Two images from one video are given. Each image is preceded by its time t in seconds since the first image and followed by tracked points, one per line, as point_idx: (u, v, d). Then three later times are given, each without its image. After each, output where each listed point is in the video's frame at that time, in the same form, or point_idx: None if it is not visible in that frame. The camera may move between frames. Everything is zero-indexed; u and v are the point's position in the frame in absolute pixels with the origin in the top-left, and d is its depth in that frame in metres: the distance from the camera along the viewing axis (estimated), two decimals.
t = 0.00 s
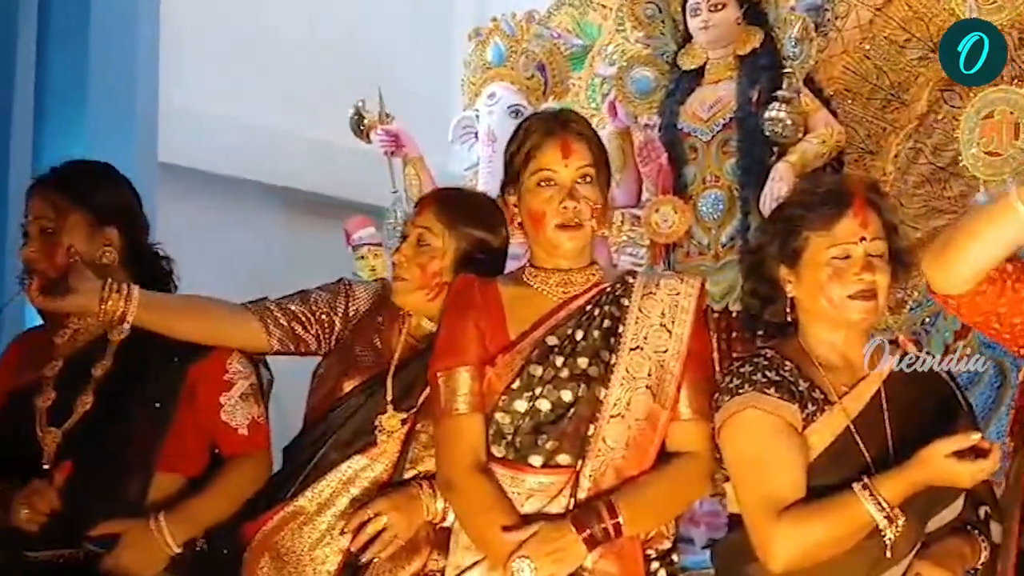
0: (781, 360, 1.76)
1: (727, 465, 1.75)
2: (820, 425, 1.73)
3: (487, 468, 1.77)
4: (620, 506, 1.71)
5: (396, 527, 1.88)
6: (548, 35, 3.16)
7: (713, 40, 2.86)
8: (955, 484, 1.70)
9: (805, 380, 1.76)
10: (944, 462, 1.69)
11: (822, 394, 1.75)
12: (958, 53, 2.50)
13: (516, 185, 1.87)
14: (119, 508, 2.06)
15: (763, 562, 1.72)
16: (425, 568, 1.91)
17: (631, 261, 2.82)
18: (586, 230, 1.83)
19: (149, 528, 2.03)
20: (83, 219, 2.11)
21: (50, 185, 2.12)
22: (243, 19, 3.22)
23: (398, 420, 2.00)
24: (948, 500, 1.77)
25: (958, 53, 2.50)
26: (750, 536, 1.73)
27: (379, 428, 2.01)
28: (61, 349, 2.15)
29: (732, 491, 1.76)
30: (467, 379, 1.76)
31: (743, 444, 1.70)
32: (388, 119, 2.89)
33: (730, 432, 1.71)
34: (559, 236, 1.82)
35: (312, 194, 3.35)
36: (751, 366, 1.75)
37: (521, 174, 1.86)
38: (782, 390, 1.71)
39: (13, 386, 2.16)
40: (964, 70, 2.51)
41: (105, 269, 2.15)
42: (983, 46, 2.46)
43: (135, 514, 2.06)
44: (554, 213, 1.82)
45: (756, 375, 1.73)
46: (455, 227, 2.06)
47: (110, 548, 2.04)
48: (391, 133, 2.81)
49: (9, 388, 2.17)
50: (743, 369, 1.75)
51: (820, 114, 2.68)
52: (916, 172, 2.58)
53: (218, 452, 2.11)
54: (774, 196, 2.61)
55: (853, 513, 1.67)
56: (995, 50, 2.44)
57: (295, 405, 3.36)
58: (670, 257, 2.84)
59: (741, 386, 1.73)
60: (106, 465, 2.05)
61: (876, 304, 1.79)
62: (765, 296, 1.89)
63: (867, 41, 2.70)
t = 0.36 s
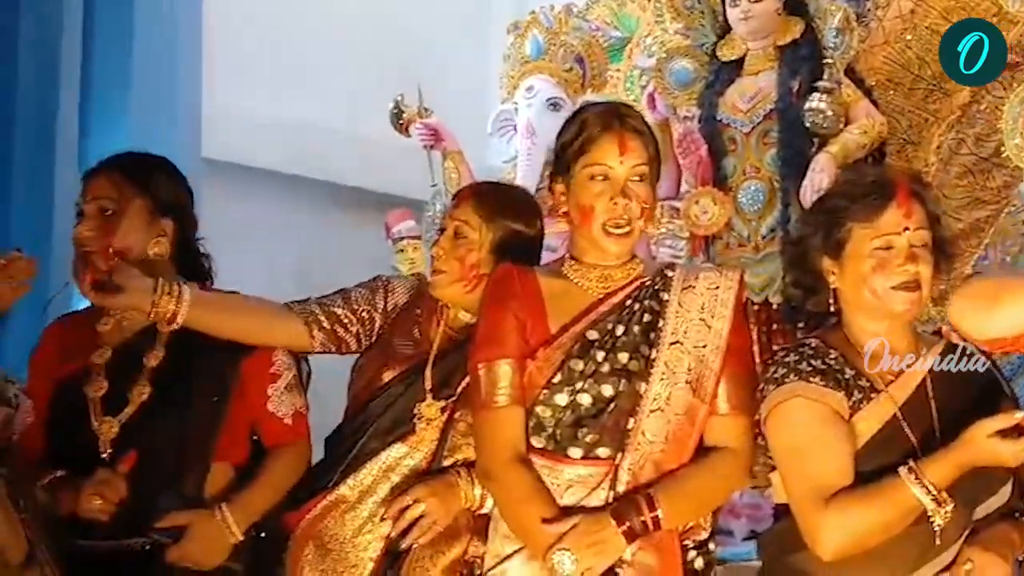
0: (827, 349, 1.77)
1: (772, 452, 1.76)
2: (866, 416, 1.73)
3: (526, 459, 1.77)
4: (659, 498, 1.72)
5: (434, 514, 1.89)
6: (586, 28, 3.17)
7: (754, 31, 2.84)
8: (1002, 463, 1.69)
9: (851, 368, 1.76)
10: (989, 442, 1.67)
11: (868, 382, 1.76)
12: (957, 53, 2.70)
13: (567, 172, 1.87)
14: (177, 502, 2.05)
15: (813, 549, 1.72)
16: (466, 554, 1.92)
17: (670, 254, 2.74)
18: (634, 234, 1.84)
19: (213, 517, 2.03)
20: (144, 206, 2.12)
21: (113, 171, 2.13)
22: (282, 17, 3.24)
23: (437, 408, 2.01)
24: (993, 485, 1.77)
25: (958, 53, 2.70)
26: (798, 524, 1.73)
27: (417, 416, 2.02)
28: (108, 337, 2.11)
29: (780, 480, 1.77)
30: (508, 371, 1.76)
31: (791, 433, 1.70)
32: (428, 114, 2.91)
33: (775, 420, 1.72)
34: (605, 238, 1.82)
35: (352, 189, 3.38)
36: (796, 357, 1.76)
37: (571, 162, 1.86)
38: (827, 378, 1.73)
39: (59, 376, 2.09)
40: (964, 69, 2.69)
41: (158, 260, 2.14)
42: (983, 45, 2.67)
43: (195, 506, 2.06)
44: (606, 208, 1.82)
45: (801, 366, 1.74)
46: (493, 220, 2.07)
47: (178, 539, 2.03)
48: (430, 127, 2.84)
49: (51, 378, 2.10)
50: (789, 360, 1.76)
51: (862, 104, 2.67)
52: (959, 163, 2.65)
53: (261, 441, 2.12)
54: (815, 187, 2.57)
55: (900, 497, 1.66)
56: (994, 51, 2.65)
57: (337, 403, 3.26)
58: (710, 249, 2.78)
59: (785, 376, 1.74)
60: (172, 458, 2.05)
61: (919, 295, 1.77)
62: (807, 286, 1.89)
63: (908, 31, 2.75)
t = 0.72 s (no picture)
0: (862, 347, 1.77)
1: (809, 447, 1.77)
2: (902, 410, 1.73)
3: (551, 449, 1.78)
4: (681, 491, 1.72)
5: (463, 503, 1.90)
6: (614, 20, 3.17)
7: (783, 23, 2.83)
8: None
9: (884, 361, 1.76)
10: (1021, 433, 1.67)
11: (903, 376, 1.75)
12: (958, 53, 2.77)
13: (593, 162, 1.87)
14: (221, 489, 2.06)
15: (851, 544, 1.72)
16: (498, 540, 1.91)
17: (696, 247, 2.71)
18: (664, 206, 1.85)
19: (256, 503, 2.06)
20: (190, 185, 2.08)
21: (168, 163, 2.08)
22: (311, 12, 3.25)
23: (464, 394, 2.02)
24: None
25: (958, 52, 2.77)
26: (836, 519, 1.74)
27: (447, 404, 2.04)
28: (143, 326, 2.09)
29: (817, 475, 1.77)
30: (534, 362, 1.77)
31: (824, 430, 1.72)
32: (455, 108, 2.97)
33: (810, 418, 1.74)
34: (637, 212, 1.83)
35: (386, 183, 3.37)
36: (829, 353, 1.77)
37: (598, 147, 1.86)
38: (861, 374, 1.74)
39: (88, 366, 2.08)
40: (963, 69, 2.76)
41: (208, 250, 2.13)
42: (983, 46, 2.76)
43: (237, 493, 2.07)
44: (634, 177, 1.83)
45: (833, 362, 1.75)
46: (522, 211, 2.08)
47: (221, 523, 2.04)
48: (457, 119, 2.86)
49: (82, 369, 2.09)
50: (824, 356, 1.77)
51: (890, 97, 2.67)
52: (987, 157, 2.69)
53: (288, 433, 2.14)
54: (843, 180, 2.56)
55: (934, 491, 1.66)
56: (994, 52, 2.73)
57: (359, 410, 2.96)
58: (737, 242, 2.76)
59: (818, 374, 1.75)
60: (214, 446, 2.06)
61: (951, 291, 1.77)
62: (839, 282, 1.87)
63: (937, 23, 2.76)
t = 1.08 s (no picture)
0: (904, 347, 1.75)
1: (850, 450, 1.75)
2: (946, 412, 1.70)
3: (579, 448, 1.78)
4: (709, 487, 1.72)
5: (501, 507, 1.88)
6: (635, 22, 3.20)
7: (806, 25, 2.83)
8: None
9: (928, 363, 1.73)
10: None
11: (946, 378, 1.72)
12: (958, 53, 2.79)
13: (614, 170, 1.88)
14: (257, 491, 2.02)
15: (894, 548, 1.70)
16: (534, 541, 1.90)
17: (716, 248, 2.73)
18: (688, 199, 1.84)
19: (297, 507, 2.04)
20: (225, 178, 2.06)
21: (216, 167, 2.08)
22: (330, 13, 3.27)
23: (499, 391, 2.00)
24: None
25: (958, 52, 2.79)
26: (880, 525, 1.71)
27: (481, 401, 2.01)
28: (184, 326, 2.07)
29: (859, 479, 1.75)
30: (562, 362, 1.79)
31: (865, 434, 1.70)
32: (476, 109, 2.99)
33: (851, 421, 1.72)
34: (661, 206, 1.82)
35: (404, 183, 3.40)
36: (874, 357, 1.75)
37: (619, 153, 1.88)
38: (905, 377, 1.71)
39: (126, 365, 2.06)
40: (964, 69, 2.78)
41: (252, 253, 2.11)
42: (982, 45, 2.78)
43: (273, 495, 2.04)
44: (655, 177, 1.83)
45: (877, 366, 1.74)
46: (547, 209, 2.07)
47: (263, 527, 2.01)
48: (479, 120, 2.87)
49: (118, 367, 2.07)
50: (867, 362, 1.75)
51: (914, 99, 2.68)
52: (1011, 159, 2.71)
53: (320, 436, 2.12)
54: (867, 182, 2.58)
55: (972, 497, 1.63)
56: (994, 52, 2.76)
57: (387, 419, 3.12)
58: (759, 244, 2.79)
59: (859, 376, 1.74)
60: (255, 449, 2.04)
61: (990, 294, 1.75)
62: (877, 285, 1.86)
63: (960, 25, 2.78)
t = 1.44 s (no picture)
0: (939, 335, 1.76)
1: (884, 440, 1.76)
2: (982, 398, 1.71)
3: (618, 436, 1.79)
4: (747, 475, 1.73)
5: (545, 501, 1.88)
6: (651, 15, 3.18)
7: (824, 16, 2.85)
8: None
9: (963, 351, 1.74)
10: None
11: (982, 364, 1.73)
12: (958, 52, 2.79)
13: (649, 164, 1.90)
14: (298, 481, 2.02)
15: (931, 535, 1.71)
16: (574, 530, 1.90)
17: (733, 240, 2.71)
18: (720, 195, 1.85)
19: (340, 499, 2.02)
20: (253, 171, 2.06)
21: (238, 162, 2.08)
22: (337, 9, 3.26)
23: (532, 386, 2.01)
24: None
25: (958, 52, 2.79)
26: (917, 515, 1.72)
27: (516, 396, 2.02)
28: (224, 319, 2.08)
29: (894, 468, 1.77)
30: (601, 353, 1.80)
31: (899, 423, 1.71)
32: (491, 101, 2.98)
33: (884, 413, 1.73)
34: (692, 199, 1.84)
35: (422, 176, 3.40)
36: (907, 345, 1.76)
37: (654, 149, 1.90)
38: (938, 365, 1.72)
39: (165, 360, 2.07)
40: (964, 69, 2.79)
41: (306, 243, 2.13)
42: (982, 46, 2.79)
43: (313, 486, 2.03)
44: (686, 172, 1.85)
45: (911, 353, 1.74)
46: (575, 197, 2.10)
47: (309, 516, 2.00)
48: (495, 114, 2.88)
49: (157, 362, 2.07)
50: (900, 348, 1.76)
51: (931, 90, 2.70)
52: None
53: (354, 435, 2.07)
54: (885, 173, 2.58)
55: (994, 479, 1.64)
56: (994, 53, 2.79)
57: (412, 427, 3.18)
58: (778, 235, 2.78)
59: (896, 365, 1.74)
60: (294, 441, 2.03)
61: (1020, 281, 1.76)
62: (906, 275, 1.87)
63: (975, 17, 2.79)
